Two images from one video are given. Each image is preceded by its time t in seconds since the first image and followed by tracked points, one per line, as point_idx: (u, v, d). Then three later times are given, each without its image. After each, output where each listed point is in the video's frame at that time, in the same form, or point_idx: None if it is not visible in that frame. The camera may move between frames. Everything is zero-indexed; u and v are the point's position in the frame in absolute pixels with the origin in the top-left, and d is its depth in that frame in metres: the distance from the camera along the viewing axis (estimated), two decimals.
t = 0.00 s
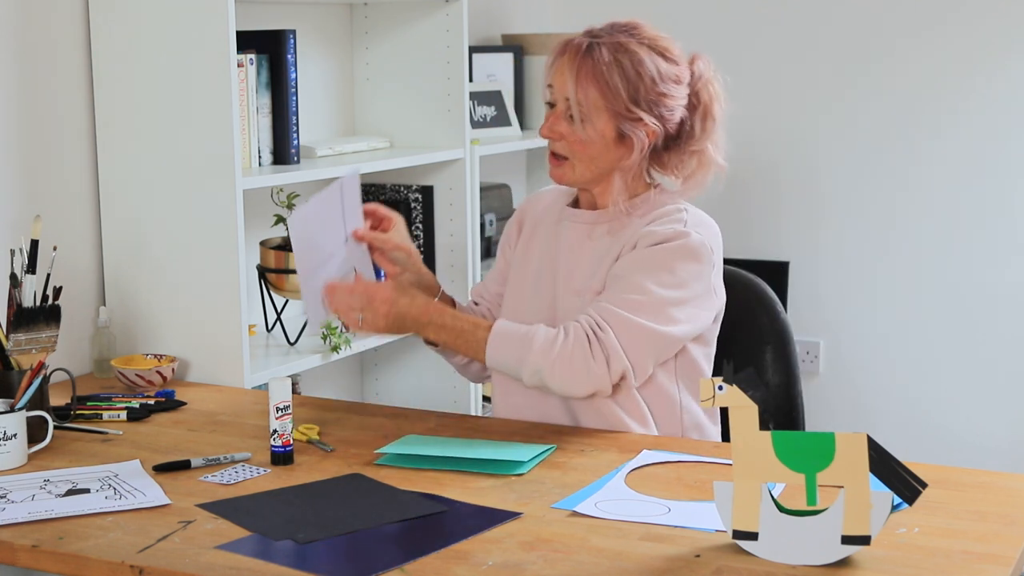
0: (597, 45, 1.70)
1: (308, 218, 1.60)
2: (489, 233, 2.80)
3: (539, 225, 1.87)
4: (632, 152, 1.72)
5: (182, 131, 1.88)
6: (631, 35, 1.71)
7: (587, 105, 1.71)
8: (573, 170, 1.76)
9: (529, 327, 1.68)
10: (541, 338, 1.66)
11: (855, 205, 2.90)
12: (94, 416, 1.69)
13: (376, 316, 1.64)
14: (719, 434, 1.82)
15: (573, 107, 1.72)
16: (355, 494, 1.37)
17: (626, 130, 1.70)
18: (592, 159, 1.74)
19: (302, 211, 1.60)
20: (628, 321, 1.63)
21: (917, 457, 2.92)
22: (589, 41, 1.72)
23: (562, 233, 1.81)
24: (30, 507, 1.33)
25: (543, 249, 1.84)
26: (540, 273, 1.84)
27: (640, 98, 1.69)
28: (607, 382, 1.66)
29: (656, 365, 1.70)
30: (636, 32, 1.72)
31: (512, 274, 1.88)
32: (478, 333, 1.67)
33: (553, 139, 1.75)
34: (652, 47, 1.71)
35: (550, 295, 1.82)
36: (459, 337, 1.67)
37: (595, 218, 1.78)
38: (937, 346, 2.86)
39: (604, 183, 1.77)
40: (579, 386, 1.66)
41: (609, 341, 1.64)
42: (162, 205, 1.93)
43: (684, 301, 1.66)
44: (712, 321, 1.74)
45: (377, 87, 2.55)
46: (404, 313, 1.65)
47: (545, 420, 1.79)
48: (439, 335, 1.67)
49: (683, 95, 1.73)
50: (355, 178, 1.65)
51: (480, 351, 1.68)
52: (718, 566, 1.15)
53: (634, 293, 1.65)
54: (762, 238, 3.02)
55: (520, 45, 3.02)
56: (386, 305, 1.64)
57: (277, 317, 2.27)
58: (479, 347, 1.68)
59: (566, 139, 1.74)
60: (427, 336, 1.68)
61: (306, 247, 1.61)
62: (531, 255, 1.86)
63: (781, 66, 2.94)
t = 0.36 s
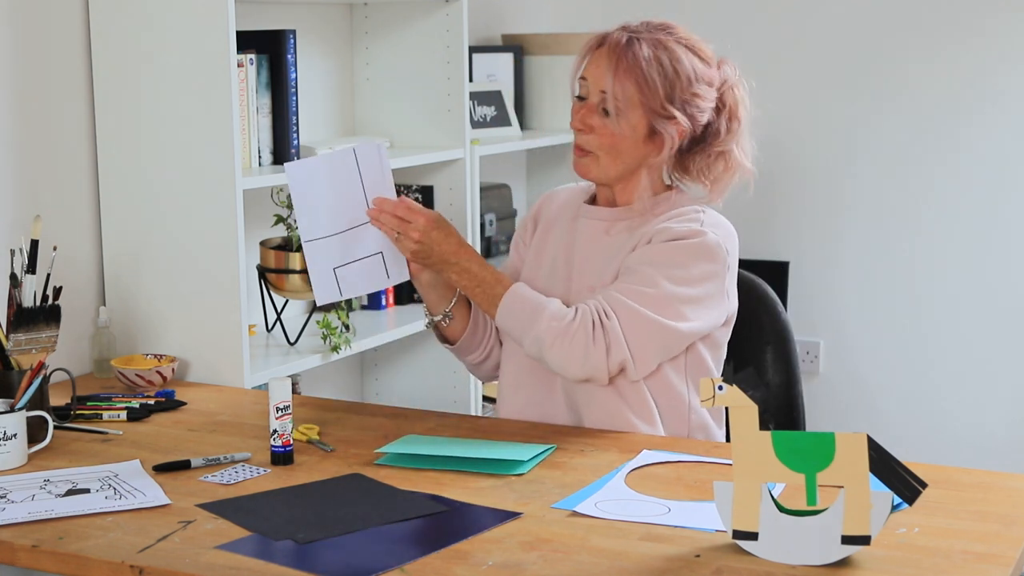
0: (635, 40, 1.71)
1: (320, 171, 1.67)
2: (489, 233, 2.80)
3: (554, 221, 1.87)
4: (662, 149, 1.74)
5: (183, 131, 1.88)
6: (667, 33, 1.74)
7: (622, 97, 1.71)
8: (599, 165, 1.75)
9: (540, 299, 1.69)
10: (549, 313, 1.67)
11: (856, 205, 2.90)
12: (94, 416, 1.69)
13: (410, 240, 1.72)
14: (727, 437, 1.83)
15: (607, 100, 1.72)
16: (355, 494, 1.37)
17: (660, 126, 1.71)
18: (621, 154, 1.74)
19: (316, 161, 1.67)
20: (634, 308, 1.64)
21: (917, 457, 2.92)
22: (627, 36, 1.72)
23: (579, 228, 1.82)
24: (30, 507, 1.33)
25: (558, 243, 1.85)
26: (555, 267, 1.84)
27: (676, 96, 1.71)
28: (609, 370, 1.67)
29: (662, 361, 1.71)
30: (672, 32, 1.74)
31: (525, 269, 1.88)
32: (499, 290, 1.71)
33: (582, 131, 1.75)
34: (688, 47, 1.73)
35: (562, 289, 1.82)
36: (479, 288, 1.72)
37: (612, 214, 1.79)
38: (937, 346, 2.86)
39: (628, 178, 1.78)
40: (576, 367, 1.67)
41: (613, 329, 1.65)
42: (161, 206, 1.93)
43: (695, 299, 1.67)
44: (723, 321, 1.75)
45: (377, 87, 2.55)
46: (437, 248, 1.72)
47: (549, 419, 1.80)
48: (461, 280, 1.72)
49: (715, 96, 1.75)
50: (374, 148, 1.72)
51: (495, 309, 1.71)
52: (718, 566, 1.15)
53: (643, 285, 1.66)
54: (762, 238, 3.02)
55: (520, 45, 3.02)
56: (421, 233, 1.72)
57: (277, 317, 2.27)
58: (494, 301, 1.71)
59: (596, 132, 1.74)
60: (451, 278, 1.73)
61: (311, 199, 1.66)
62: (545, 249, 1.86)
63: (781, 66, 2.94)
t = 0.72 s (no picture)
0: (650, 38, 1.72)
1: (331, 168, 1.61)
2: (489, 232, 2.80)
3: (556, 222, 1.87)
4: (674, 147, 1.74)
5: (183, 130, 1.88)
6: (678, 33, 1.75)
7: (639, 95, 1.71)
8: (613, 165, 1.75)
9: (559, 305, 1.68)
10: (568, 320, 1.66)
11: (856, 205, 2.90)
12: (94, 416, 1.69)
13: (432, 240, 1.66)
14: (727, 438, 1.83)
15: (622, 97, 1.72)
16: (354, 494, 1.37)
17: (673, 123, 1.72)
18: (635, 151, 1.74)
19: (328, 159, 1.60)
20: (651, 311, 1.65)
21: (917, 457, 2.92)
22: (641, 34, 1.73)
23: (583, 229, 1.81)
24: (30, 507, 1.33)
25: (562, 244, 1.84)
26: (558, 267, 1.84)
27: (689, 95, 1.72)
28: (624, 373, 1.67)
29: (673, 364, 1.71)
30: (682, 32, 1.76)
31: (527, 270, 1.87)
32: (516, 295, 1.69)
33: (596, 128, 1.74)
34: (699, 47, 1.75)
35: (567, 290, 1.81)
36: (497, 294, 1.69)
37: (619, 215, 1.78)
38: (937, 346, 2.86)
39: (639, 177, 1.78)
40: (596, 373, 1.66)
41: (632, 332, 1.65)
42: (161, 205, 1.93)
43: (706, 300, 1.68)
44: (729, 322, 1.76)
45: (377, 87, 2.55)
46: (459, 249, 1.67)
47: (552, 418, 1.80)
48: (476, 284, 1.68)
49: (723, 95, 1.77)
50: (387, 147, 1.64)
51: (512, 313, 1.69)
52: (718, 566, 1.15)
53: (658, 287, 1.66)
54: (762, 238, 3.02)
55: (520, 45, 3.02)
56: (444, 235, 1.66)
57: (277, 317, 2.27)
58: (511, 305, 1.69)
59: (610, 129, 1.73)
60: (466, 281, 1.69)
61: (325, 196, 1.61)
62: (547, 248, 1.86)
63: (781, 65, 2.94)
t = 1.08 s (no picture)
0: (641, 40, 1.72)
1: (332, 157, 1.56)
2: (489, 232, 2.80)
3: (556, 222, 1.87)
4: (670, 148, 1.75)
5: (183, 131, 1.88)
6: (670, 33, 1.75)
7: (630, 97, 1.72)
8: (606, 163, 1.75)
9: (562, 309, 1.67)
10: (572, 324, 1.65)
11: (856, 205, 2.90)
12: (94, 416, 1.69)
13: (443, 239, 1.62)
14: (727, 438, 1.83)
15: (614, 100, 1.73)
16: (354, 494, 1.37)
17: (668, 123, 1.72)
18: (630, 152, 1.74)
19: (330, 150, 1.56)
20: (653, 314, 1.65)
21: (917, 457, 2.92)
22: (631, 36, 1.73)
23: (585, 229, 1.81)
24: (30, 507, 1.33)
25: (563, 243, 1.84)
26: (558, 268, 1.84)
27: (683, 95, 1.72)
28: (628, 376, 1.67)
29: (674, 365, 1.71)
30: (676, 32, 1.76)
31: (527, 270, 1.87)
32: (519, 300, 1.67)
33: (589, 131, 1.74)
34: (692, 46, 1.75)
35: (568, 291, 1.81)
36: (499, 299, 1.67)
37: (620, 216, 1.78)
38: (937, 346, 2.86)
39: (635, 176, 1.78)
40: (600, 376, 1.66)
41: (635, 336, 1.65)
42: (161, 206, 1.93)
43: (707, 301, 1.68)
44: (730, 323, 1.76)
45: (377, 87, 2.55)
46: (466, 251, 1.63)
47: (551, 419, 1.80)
48: (477, 288, 1.66)
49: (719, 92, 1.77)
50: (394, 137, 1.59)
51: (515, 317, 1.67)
52: (719, 566, 1.15)
53: (660, 289, 1.66)
54: (762, 238, 3.02)
55: (520, 45, 3.02)
56: (456, 236, 1.62)
57: (277, 317, 2.27)
58: (514, 310, 1.67)
59: (604, 132, 1.73)
60: (466, 283, 1.66)
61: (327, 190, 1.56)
62: (547, 248, 1.86)
63: (781, 65, 2.94)
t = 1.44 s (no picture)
0: (660, 41, 1.71)
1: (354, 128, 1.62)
2: (489, 232, 2.80)
3: (557, 223, 1.87)
4: (688, 146, 1.76)
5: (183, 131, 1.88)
6: (680, 32, 1.75)
7: (658, 99, 1.70)
8: (630, 166, 1.74)
9: (564, 312, 1.67)
10: (574, 325, 1.65)
11: (856, 205, 2.90)
12: (94, 416, 1.69)
13: (459, 232, 1.63)
14: (727, 438, 1.83)
15: (639, 102, 1.71)
16: (354, 494, 1.37)
17: (688, 122, 1.73)
18: (654, 154, 1.73)
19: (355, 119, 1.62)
20: (655, 316, 1.65)
21: (916, 457, 2.92)
22: (649, 37, 1.72)
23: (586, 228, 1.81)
24: (30, 507, 1.33)
25: (563, 244, 1.84)
26: (558, 268, 1.84)
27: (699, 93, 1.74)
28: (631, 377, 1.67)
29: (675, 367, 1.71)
30: (684, 30, 1.76)
31: (528, 271, 1.87)
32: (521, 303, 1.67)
33: (614, 136, 1.72)
34: (702, 43, 1.76)
35: (569, 292, 1.81)
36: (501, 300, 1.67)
37: (620, 217, 1.78)
38: (937, 346, 2.86)
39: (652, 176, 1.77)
40: (602, 378, 1.66)
41: (637, 338, 1.65)
42: (161, 206, 1.93)
43: (710, 303, 1.68)
44: (732, 325, 1.76)
45: (377, 87, 2.55)
46: (477, 248, 1.65)
47: (551, 419, 1.80)
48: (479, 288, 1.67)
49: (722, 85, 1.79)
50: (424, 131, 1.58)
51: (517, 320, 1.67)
52: (719, 566, 1.15)
53: (661, 291, 1.66)
54: (762, 238, 3.02)
55: (520, 45, 3.02)
56: (473, 229, 1.63)
57: (277, 316, 2.27)
58: (515, 312, 1.67)
59: (630, 136, 1.71)
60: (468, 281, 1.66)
61: (346, 153, 1.63)
62: (549, 249, 1.86)
63: (782, 65, 2.94)
